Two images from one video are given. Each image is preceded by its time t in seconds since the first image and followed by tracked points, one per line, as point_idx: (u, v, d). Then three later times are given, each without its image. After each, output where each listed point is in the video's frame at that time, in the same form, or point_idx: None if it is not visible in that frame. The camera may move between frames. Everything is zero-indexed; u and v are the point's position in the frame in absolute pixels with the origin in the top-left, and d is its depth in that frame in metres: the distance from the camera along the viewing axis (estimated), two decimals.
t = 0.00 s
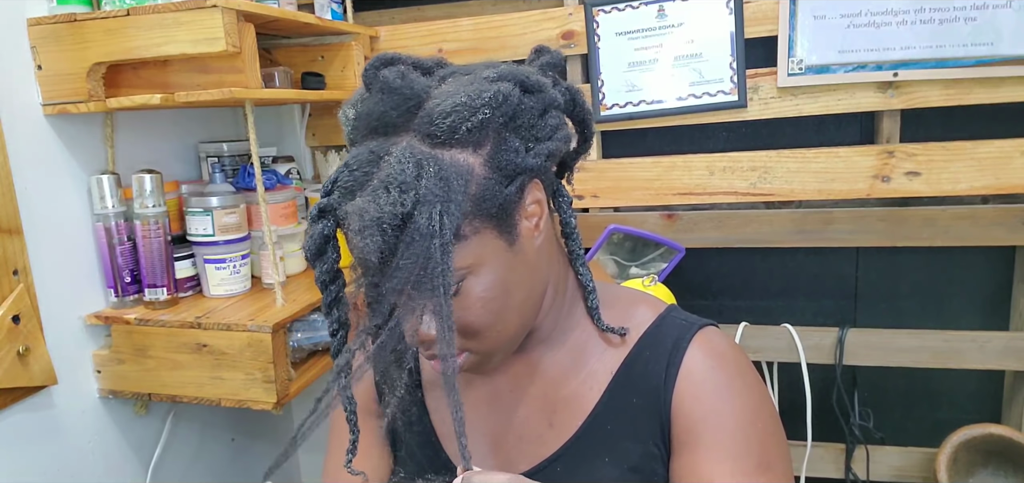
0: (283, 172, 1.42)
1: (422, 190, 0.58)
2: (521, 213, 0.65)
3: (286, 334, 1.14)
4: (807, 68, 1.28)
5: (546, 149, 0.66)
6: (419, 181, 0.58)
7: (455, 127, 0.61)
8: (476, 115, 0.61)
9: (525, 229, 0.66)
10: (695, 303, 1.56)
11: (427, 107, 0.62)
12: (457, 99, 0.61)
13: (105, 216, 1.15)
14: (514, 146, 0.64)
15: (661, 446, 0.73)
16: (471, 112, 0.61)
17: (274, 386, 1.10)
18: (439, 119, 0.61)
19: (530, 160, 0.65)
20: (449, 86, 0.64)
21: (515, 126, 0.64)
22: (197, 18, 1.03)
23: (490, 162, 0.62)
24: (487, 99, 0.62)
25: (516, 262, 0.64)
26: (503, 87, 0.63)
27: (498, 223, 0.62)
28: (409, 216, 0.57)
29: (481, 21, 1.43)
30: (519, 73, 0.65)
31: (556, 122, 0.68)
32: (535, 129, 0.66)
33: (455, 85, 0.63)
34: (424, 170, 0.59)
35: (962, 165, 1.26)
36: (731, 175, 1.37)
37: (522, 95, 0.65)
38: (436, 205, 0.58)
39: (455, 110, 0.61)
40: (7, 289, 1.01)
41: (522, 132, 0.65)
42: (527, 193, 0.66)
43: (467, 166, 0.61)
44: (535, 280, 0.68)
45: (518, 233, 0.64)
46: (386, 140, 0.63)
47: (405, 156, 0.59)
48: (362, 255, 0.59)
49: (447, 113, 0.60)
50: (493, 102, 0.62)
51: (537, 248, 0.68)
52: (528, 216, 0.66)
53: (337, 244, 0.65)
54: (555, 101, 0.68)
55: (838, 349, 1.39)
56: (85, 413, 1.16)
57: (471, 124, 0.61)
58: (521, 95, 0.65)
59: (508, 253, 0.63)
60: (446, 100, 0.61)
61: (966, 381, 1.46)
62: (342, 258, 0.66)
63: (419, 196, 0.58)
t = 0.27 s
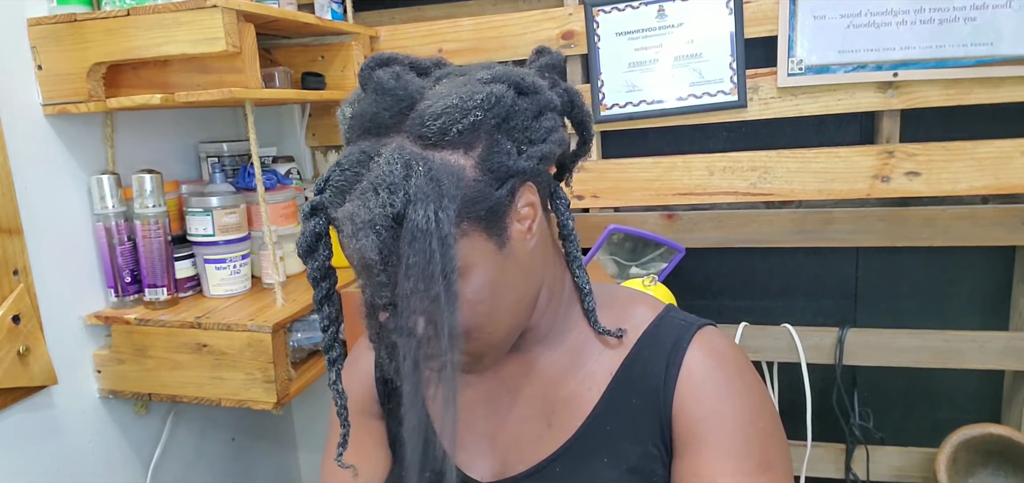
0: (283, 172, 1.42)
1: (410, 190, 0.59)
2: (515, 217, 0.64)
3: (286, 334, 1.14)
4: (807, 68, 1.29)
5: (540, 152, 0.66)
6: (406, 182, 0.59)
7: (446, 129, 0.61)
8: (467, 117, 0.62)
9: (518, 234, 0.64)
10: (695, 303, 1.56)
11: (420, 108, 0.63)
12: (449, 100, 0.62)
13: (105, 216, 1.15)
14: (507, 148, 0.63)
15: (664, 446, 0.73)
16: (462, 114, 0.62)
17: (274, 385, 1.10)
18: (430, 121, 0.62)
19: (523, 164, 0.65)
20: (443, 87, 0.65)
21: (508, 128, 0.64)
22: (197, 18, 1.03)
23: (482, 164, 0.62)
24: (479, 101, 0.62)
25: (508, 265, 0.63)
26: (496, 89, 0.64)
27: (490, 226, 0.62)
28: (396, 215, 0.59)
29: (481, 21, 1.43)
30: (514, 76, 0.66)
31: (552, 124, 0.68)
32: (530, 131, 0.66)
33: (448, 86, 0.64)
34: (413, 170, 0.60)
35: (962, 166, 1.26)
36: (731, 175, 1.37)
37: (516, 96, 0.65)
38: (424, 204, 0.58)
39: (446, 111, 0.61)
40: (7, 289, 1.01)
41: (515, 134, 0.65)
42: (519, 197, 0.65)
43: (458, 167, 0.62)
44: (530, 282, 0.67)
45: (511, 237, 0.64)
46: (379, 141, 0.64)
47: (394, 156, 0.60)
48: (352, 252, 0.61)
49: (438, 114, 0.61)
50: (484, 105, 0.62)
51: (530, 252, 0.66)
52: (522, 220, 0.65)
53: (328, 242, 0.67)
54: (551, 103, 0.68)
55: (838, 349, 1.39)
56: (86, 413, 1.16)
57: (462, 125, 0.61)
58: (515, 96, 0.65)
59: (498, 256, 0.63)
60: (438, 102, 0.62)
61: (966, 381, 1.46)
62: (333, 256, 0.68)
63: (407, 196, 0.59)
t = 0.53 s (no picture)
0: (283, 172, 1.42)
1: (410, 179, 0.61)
2: (511, 219, 0.65)
3: (286, 334, 1.14)
4: (807, 68, 1.29)
5: (542, 155, 0.66)
6: (406, 170, 0.61)
7: (448, 122, 0.62)
8: (471, 113, 0.62)
9: (513, 236, 0.65)
10: (695, 303, 1.56)
11: (422, 100, 0.64)
12: (453, 95, 0.63)
13: (105, 216, 1.15)
14: (509, 148, 0.64)
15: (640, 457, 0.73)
16: (466, 109, 0.62)
17: (275, 386, 1.10)
18: (432, 113, 0.62)
19: (524, 165, 0.64)
20: (448, 81, 0.65)
21: (510, 127, 0.64)
22: (197, 18, 1.03)
23: (483, 161, 0.63)
24: (483, 97, 0.63)
25: (501, 267, 0.65)
26: (502, 87, 0.64)
27: (486, 223, 0.63)
28: (394, 202, 0.60)
29: (481, 21, 1.43)
30: (521, 76, 0.66)
31: (556, 128, 0.68)
32: (532, 133, 0.66)
33: (453, 81, 0.65)
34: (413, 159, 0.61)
35: (962, 166, 1.26)
36: (731, 175, 1.37)
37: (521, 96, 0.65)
38: (423, 194, 0.60)
39: (449, 105, 0.62)
40: (7, 289, 1.01)
41: (518, 134, 0.65)
42: (517, 199, 0.65)
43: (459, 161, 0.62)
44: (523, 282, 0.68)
45: (506, 239, 0.65)
46: (380, 130, 0.65)
47: (395, 144, 0.62)
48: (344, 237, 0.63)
49: (440, 107, 0.62)
50: (488, 102, 0.63)
51: (524, 256, 0.67)
52: (519, 223, 0.66)
53: (318, 231, 0.68)
54: (555, 107, 0.68)
55: (838, 349, 1.39)
56: (85, 413, 1.16)
57: (463, 120, 0.62)
58: (521, 96, 0.65)
59: (492, 257, 0.64)
60: (443, 95, 0.63)
61: (966, 381, 1.46)
62: (322, 245, 0.69)
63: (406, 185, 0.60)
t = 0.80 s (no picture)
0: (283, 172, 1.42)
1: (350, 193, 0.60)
2: (465, 235, 0.65)
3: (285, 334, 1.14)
4: (807, 68, 1.29)
5: (498, 170, 0.66)
6: (348, 183, 0.60)
7: (395, 134, 0.62)
8: (421, 124, 0.62)
9: (467, 252, 0.65)
10: (695, 303, 1.56)
11: (371, 110, 0.64)
12: (403, 105, 0.63)
13: (105, 216, 1.15)
14: (461, 161, 0.64)
15: None
16: (416, 119, 0.62)
17: (274, 386, 1.10)
18: (380, 123, 0.62)
19: (478, 180, 0.64)
20: (399, 90, 0.65)
21: (465, 139, 0.65)
22: (197, 18, 1.03)
23: (434, 175, 0.63)
24: (434, 108, 0.63)
25: (453, 287, 0.64)
26: (456, 97, 0.64)
27: (435, 239, 0.62)
28: (334, 219, 0.59)
29: (481, 21, 1.43)
30: (479, 85, 0.67)
31: (514, 141, 0.68)
32: (489, 146, 0.66)
33: (403, 91, 0.65)
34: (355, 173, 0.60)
35: (962, 166, 1.26)
36: (732, 175, 1.37)
37: (478, 106, 0.66)
38: (364, 210, 0.59)
39: (397, 116, 0.62)
40: (7, 289, 1.01)
41: (472, 147, 0.65)
42: (472, 216, 0.65)
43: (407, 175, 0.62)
44: (475, 299, 0.67)
45: (458, 257, 0.64)
46: (325, 141, 0.65)
47: (338, 157, 0.61)
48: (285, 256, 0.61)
49: (388, 117, 0.62)
50: (440, 112, 0.63)
51: (480, 275, 0.67)
52: (474, 240, 0.66)
53: (258, 247, 0.69)
54: (514, 117, 0.69)
55: (838, 349, 1.39)
56: (86, 413, 1.16)
57: (413, 131, 0.62)
58: (477, 106, 0.65)
59: (444, 275, 0.63)
60: (391, 106, 0.63)
61: (965, 381, 1.46)
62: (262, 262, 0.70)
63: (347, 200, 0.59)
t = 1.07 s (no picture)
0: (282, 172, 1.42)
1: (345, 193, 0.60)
2: (462, 234, 0.65)
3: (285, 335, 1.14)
4: (807, 68, 1.29)
5: (493, 167, 0.66)
6: (342, 184, 0.60)
7: (390, 133, 0.62)
8: (415, 123, 0.63)
9: (464, 251, 0.65)
10: (695, 303, 1.56)
11: (364, 110, 0.64)
12: (395, 105, 0.63)
13: (105, 216, 1.15)
14: (456, 160, 0.64)
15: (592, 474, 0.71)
16: (409, 119, 0.63)
17: (274, 385, 1.10)
18: (373, 124, 0.62)
19: (473, 178, 0.65)
20: (390, 90, 0.65)
21: (458, 138, 0.65)
22: (197, 18, 1.03)
23: (429, 174, 0.63)
24: (427, 107, 0.63)
25: (451, 285, 0.64)
26: (447, 96, 0.65)
27: (432, 239, 0.62)
28: (330, 219, 0.60)
29: (481, 21, 1.43)
30: (471, 84, 0.67)
31: (508, 138, 0.68)
32: (483, 144, 0.67)
33: (395, 91, 0.65)
34: (349, 173, 0.60)
35: (962, 166, 1.26)
36: (732, 175, 1.37)
37: (470, 105, 0.66)
38: (359, 209, 0.59)
39: (390, 116, 0.62)
40: (7, 289, 1.01)
41: (466, 147, 0.66)
42: (470, 214, 0.66)
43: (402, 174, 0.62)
44: (474, 300, 0.67)
45: (457, 256, 0.65)
46: (316, 143, 0.65)
47: (332, 158, 0.61)
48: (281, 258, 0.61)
49: (381, 117, 0.62)
50: (433, 111, 0.63)
51: (480, 272, 0.67)
52: (472, 239, 0.66)
53: (256, 252, 0.69)
54: (507, 115, 0.69)
55: (838, 349, 1.39)
56: (86, 413, 1.16)
57: (405, 131, 0.62)
58: (469, 105, 0.66)
59: (443, 274, 0.64)
60: (384, 106, 0.63)
61: (965, 381, 1.46)
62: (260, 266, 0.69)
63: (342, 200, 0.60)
